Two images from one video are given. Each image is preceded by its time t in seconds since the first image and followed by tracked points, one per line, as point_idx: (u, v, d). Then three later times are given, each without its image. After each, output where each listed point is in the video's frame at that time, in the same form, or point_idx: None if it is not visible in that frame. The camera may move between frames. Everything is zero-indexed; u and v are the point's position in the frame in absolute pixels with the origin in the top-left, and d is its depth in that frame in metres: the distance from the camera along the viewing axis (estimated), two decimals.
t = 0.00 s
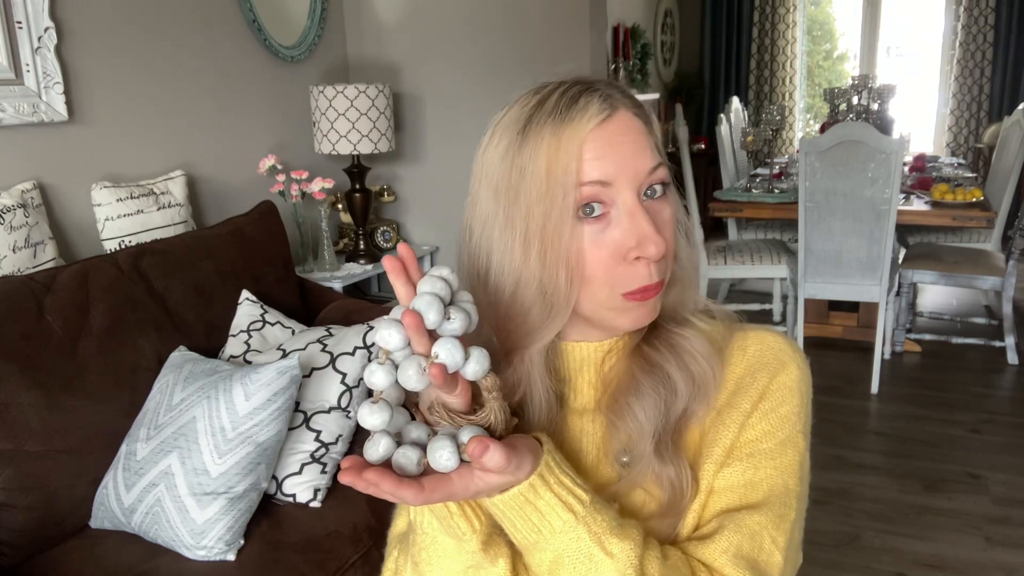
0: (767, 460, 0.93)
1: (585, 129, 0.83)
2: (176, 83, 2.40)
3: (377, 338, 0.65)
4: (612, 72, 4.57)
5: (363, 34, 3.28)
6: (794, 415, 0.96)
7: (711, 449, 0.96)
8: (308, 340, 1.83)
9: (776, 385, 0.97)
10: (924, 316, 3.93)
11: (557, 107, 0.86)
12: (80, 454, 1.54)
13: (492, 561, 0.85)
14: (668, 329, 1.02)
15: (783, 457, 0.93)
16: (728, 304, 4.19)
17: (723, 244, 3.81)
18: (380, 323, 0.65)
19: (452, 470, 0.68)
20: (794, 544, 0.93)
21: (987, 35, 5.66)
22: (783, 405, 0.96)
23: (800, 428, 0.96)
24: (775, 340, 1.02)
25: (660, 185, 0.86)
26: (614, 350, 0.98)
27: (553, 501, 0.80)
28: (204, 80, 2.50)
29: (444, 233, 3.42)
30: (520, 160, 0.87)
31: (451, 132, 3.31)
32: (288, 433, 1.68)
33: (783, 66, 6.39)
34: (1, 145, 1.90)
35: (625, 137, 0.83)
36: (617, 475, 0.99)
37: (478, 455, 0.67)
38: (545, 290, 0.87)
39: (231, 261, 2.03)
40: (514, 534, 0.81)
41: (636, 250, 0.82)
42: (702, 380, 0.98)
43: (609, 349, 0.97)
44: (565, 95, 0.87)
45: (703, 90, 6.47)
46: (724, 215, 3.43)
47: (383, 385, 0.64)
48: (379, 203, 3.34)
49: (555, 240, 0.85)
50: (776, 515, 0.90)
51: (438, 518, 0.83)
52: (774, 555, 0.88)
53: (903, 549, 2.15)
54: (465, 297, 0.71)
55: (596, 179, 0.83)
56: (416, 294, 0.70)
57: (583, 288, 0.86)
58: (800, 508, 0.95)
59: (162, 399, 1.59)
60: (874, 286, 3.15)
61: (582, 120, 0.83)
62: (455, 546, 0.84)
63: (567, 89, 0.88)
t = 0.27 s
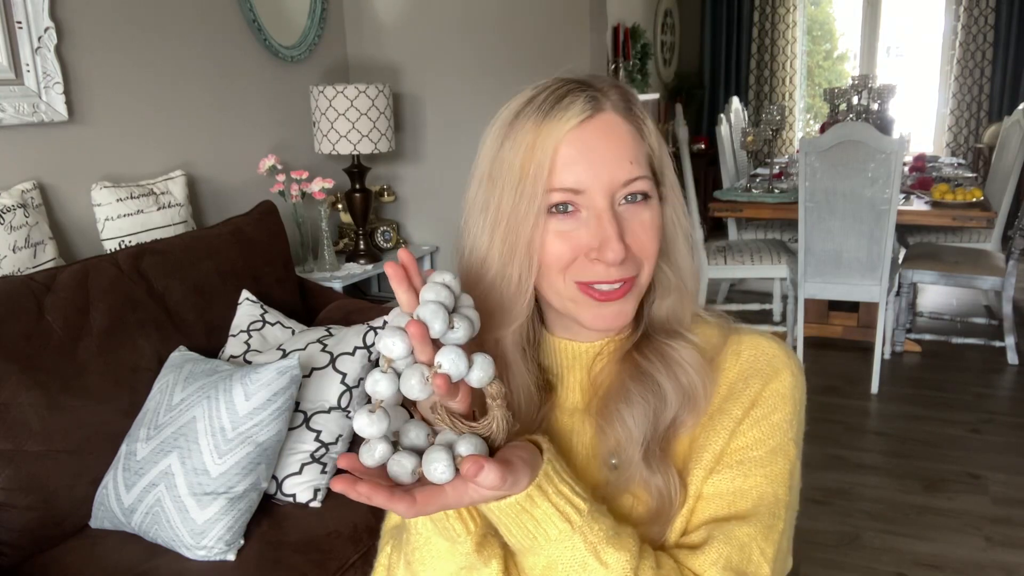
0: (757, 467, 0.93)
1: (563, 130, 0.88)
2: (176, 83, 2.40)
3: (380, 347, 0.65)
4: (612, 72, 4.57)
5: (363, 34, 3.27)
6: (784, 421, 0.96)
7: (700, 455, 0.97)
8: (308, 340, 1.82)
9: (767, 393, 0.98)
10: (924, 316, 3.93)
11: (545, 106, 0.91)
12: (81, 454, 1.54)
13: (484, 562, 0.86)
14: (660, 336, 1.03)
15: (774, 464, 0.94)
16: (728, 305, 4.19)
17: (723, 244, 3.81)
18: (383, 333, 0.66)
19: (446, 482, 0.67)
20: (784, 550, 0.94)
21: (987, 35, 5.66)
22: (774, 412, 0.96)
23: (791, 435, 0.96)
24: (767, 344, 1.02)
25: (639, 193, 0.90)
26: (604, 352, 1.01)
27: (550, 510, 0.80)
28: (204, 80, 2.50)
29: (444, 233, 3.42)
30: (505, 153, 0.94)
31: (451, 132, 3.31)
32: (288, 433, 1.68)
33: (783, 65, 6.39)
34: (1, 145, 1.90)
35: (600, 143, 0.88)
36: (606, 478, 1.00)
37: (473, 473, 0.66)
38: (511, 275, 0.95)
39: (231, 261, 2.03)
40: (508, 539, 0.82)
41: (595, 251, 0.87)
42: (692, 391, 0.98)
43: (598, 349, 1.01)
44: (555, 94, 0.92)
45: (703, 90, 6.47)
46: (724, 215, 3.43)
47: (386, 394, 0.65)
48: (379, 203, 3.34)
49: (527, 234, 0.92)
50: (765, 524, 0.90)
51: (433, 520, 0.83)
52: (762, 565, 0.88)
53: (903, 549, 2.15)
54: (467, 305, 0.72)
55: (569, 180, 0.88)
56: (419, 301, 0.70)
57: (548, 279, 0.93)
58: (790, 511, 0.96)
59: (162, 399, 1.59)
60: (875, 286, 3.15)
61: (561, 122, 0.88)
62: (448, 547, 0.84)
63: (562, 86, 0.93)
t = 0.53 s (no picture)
0: (764, 467, 0.93)
1: (562, 130, 0.89)
2: (176, 83, 2.40)
3: (384, 355, 0.65)
4: (612, 72, 4.57)
5: (363, 34, 3.27)
6: (790, 420, 0.96)
7: (706, 455, 0.97)
8: (308, 340, 1.83)
9: (772, 392, 0.97)
10: (924, 316, 3.93)
11: (546, 106, 0.92)
12: (81, 454, 1.54)
13: (492, 563, 0.86)
14: (663, 338, 1.03)
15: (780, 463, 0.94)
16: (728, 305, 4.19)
17: (723, 244, 3.81)
18: (385, 340, 0.65)
19: (450, 491, 0.67)
20: (791, 547, 0.94)
21: (987, 35, 5.66)
22: (780, 411, 0.96)
23: (797, 434, 0.96)
24: (770, 343, 1.02)
25: (639, 196, 0.90)
26: (607, 353, 1.02)
27: (554, 516, 0.80)
28: (204, 80, 2.50)
29: (444, 232, 3.42)
30: (505, 151, 0.94)
31: (451, 132, 3.31)
32: (288, 433, 1.68)
33: (783, 66, 6.39)
34: (1, 145, 1.90)
35: (599, 144, 0.88)
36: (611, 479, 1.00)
37: (477, 480, 0.66)
38: (507, 273, 0.96)
39: (231, 261, 2.03)
40: (514, 546, 0.82)
41: (591, 252, 0.88)
42: (696, 392, 0.99)
43: (601, 350, 1.02)
44: (558, 94, 0.92)
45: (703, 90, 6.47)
46: (724, 215, 3.42)
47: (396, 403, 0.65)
48: (379, 203, 3.34)
49: (525, 232, 0.93)
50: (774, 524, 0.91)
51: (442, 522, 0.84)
52: (771, 564, 0.89)
53: (903, 549, 2.15)
54: (470, 307, 0.72)
55: (566, 181, 0.89)
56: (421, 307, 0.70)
57: (544, 277, 0.94)
58: (797, 508, 0.96)
59: (162, 399, 1.59)
60: (875, 286, 3.15)
61: (561, 123, 0.89)
62: (456, 550, 0.85)
63: (566, 86, 0.93)
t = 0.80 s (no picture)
0: (772, 467, 0.94)
1: (570, 123, 0.89)
2: (176, 84, 2.40)
3: (372, 352, 0.65)
4: (612, 72, 4.56)
5: (363, 34, 3.27)
6: (797, 422, 0.96)
7: (714, 455, 0.97)
8: (308, 340, 1.83)
9: (779, 394, 0.98)
10: (924, 316, 3.93)
11: (554, 101, 0.92)
12: (81, 454, 1.54)
13: (501, 561, 0.86)
14: (671, 339, 1.03)
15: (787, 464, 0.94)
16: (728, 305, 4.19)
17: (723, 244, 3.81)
18: (372, 338, 0.66)
19: (464, 492, 0.67)
20: (797, 549, 0.95)
21: (987, 35, 5.66)
22: (787, 413, 0.97)
23: (804, 436, 0.97)
24: (776, 344, 1.03)
25: (644, 191, 0.91)
26: (615, 353, 1.02)
27: (566, 517, 0.80)
28: (204, 81, 2.51)
29: (444, 232, 3.42)
30: (514, 145, 0.95)
31: (451, 132, 3.31)
32: (288, 433, 1.68)
33: (783, 66, 6.39)
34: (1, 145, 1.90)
35: (605, 138, 0.89)
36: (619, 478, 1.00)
37: (493, 484, 0.67)
38: (515, 265, 0.97)
39: (231, 261, 2.03)
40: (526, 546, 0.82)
41: (594, 244, 0.88)
42: (705, 394, 0.98)
43: (610, 349, 1.02)
44: (567, 89, 0.93)
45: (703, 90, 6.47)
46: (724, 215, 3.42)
47: (386, 397, 0.64)
48: (380, 203, 3.34)
49: (531, 224, 0.94)
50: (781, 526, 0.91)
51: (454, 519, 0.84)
52: (779, 564, 0.90)
53: (902, 549, 2.15)
54: (459, 299, 0.71)
55: (573, 174, 0.89)
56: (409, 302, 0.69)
57: (549, 270, 0.94)
58: (802, 509, 0.97)
59: (162, 399, 1.59)
60: (875, 286, 3.15)
61: (568, 117, 0.90)
62: (466, 548, 0.85)
63: (575, 82, 0.94)
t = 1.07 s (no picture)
0: (771, 470, 0.95)
1: (597, 101, 0.93)
2: (176, 84, 2.40)
3: (402, 353, 0.65)
4: (612, 72, 4.56)
5: (363, 34, 3.27)
6: (796, 425, 0.97)
7: (712, 458, 0.98)
8: (308, 340, 1.83)
9: (779, 397, 0.98)
10: (924, 316, 3.93)
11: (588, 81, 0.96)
12: (81, 454, 1.54)
13: (499, 561, 0.87)
14: (675, 345, 1.03)
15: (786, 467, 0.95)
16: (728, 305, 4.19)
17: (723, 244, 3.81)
18: (404, 337, 0.65)
19: (468, 489, 0.67)
20: (794, 549, 0.96)
21: (987, 35, 5.66)
22: (786, 416, 0.97)
23: (803, 439, 0.97)
24: (778, 348, 1.03)
25: (656, 181, 0.92)
26: (615, 353, 1.02)
27: (566, 516, 0.80)
28: (204, 80, 2.51)
29: (444, 232, 3.42)
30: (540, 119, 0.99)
31: (451, 132, 3.31)
32: (288, 433, 1.68)
33: (783, 65, 6.39)
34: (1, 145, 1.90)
35: (626, 117, 0.91)
36: (613, 481, 1.00)
37: (498, 480, 0.67)
38: (523, 230, 0.99)
39: (231, 261, 2.03)
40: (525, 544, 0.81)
41: (595, 213, 0.89)
42: (706, 406, 0.97)
43: (610, 348, 1.02)
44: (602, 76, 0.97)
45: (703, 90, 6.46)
46: (724, 215, 3.42)
47: (411, 401, 0.64)
48: (380, 203, 3.34)
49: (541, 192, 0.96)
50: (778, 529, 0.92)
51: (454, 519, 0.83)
52: (775, 567, 0.90)
53: (902, 549, 2.15)
54: (477, 303, 0.72)
55: (589, 148, 0.92)
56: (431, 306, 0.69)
57: (551, 241, 0.95)
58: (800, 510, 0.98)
59: (162, 399, 1.59)
60: (875, 286, 3.15)
61: (596, 94, 0.93)
62: (466, 547, 0.85)
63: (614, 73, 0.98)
